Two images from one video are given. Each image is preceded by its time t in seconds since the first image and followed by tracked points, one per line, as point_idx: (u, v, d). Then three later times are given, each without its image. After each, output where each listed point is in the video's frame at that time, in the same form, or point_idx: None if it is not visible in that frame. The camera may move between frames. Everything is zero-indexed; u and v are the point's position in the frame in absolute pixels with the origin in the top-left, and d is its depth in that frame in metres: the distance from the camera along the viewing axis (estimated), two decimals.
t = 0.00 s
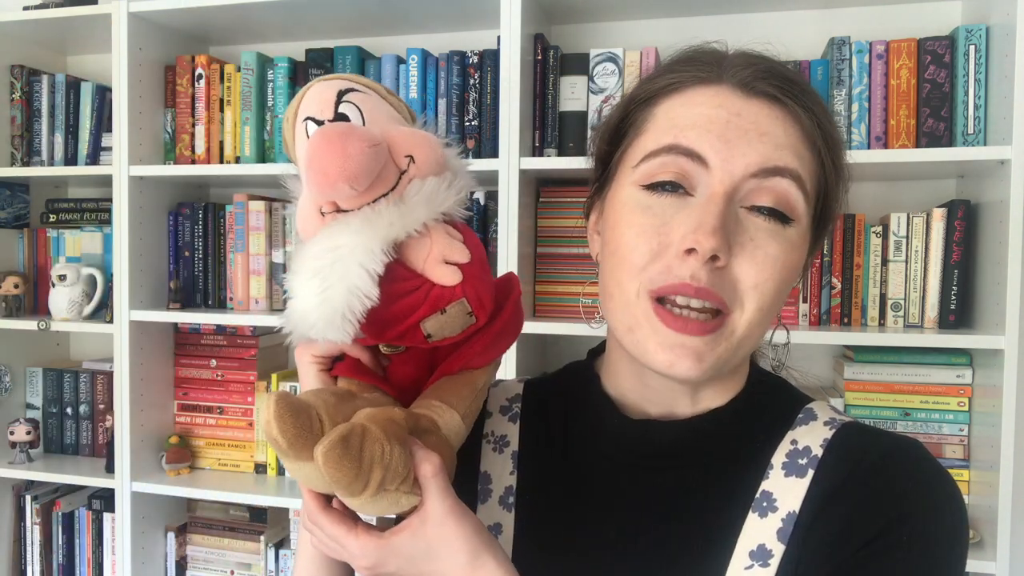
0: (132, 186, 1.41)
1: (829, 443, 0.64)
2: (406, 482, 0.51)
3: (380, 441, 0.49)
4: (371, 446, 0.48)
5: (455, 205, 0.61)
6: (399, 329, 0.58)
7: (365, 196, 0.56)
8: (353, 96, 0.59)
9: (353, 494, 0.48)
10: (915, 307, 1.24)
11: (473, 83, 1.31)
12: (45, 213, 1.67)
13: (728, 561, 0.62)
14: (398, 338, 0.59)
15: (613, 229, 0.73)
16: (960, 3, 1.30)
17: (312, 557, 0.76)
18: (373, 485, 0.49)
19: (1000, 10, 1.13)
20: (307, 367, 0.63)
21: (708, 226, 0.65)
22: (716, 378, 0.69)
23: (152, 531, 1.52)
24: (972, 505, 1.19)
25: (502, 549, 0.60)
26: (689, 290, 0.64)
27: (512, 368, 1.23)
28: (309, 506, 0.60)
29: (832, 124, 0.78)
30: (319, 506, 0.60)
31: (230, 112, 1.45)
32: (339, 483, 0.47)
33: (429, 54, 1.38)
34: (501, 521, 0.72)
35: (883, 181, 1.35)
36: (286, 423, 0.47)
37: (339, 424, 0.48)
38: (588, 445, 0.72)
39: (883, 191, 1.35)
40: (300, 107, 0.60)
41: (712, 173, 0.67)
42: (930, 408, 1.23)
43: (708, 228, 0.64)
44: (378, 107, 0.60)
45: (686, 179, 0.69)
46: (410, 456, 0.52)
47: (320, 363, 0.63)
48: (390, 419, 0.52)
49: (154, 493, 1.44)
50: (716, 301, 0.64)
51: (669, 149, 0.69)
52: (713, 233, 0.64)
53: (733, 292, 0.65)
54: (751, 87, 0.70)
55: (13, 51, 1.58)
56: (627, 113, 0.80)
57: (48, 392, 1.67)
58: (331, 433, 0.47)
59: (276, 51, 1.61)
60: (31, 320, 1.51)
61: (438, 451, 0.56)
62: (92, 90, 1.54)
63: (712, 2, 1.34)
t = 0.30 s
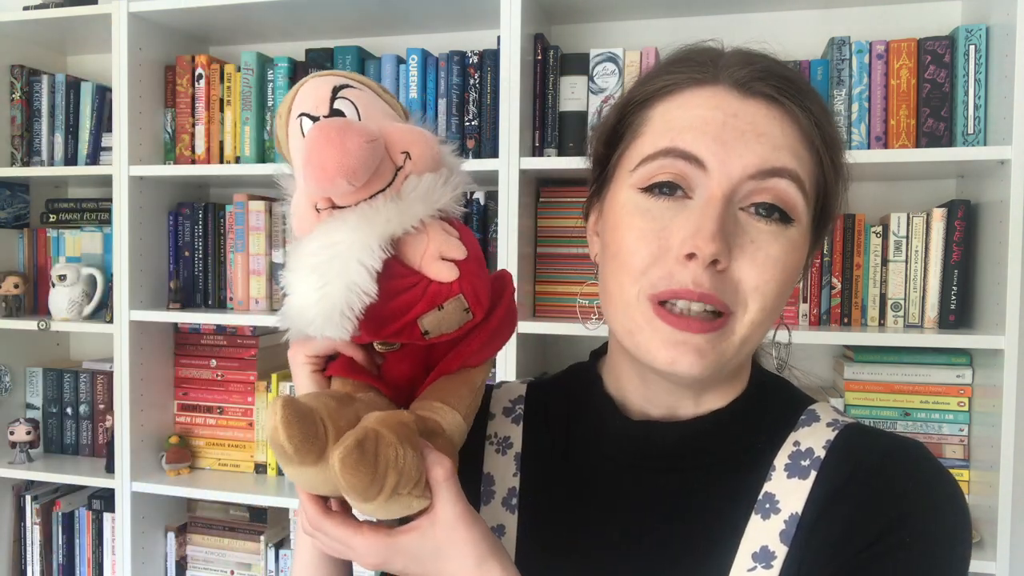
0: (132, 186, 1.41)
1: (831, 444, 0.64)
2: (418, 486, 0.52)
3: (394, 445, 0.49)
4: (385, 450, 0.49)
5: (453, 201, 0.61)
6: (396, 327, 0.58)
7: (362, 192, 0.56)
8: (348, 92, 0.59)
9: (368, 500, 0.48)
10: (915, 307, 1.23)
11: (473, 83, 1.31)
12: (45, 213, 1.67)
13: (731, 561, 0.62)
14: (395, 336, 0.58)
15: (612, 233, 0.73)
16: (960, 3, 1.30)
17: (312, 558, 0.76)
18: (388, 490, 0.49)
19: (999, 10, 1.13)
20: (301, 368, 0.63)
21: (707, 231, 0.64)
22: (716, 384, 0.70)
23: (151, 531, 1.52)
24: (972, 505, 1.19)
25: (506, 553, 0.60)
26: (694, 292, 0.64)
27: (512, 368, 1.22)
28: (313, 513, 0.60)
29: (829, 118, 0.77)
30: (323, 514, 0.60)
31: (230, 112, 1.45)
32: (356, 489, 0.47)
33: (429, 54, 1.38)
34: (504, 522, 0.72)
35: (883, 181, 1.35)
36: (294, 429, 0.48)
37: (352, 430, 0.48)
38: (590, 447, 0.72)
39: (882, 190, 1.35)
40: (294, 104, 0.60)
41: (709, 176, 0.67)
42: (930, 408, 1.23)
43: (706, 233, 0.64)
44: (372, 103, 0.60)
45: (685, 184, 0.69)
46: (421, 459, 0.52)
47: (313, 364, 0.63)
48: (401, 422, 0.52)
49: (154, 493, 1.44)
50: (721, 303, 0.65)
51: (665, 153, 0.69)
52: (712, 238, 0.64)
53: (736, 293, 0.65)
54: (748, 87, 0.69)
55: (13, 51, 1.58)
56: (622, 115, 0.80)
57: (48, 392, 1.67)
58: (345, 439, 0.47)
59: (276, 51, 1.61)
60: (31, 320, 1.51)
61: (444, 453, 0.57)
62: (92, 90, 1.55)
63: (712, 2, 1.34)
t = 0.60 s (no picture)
0: (132, 185, 1.41)
1: (835, 443, 0.64)
2: (417, 518, 0.52)
3: (397, 482, 0.49)
4: (389, 489, 0.48)
5: (452, 208, 0.61)
6: (393, 334, 0.58)
7: (363, 197, 0.56)
8: (348, 92, 0.59)
9: (368, 538, 0.48)
10: (915, 307, 1.23)
11: (473, 83, 1.31)
12: (45, 213, 1.67)
13: (735, 561, 0.62)
14: (391, 343, 0.58)
15: (598, 245, 0.74)
16: (960, 3, 1.30)
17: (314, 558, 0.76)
18: (388, 527, 0.49)
19: (999, 10, 1.13)
20: (290, 372, 0.64)
21: (676, 250, 0.64)
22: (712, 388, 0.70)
23: (151, 531, 1.52)
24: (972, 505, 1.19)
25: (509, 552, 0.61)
26: (668, 305, 0.66)
27: (512, 368, 1.22)
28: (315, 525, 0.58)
29: (822, 112, 0.75)
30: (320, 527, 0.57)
31: (230, 112, 1.45)
32: (358, 532, 0.46)
33: (429, 54, 1.38)
34: (510, 522, 0.73)
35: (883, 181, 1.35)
36: (286, 464, 0.47)
37: (354, 469, 0.48)
38: (593, 447, 0.72)
39: (882, 190, 1.35)
40: (292, 103, 0.60)
41: (682, 197, 0.66)
42: (930, 408, 1.23)
43: (675, 252, 0.64)
44: (373, 104, 0.60)
45: (658, 204, 0.68)
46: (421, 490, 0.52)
47: (302, 367, 0.63)
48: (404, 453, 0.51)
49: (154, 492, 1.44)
50: (698, 314, 0.65)
51: (637, 175, 0.69)
52: (681, 257, 0.64)
53: (713, 305, 0.65)
54: (721, 100, 0.67)
55: (13, 51, 1.58)
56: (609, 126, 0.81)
57: (48, 392, 1.67)
58: (348, 480, 0.47)
59: (276, 51, 1.61)
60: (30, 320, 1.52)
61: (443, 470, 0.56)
62: (93, 91, 1.55)
63: (712, 2, 1.34)
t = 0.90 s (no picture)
0: (132, 186, 1.41)
1: (835, 446, 0.64)
2: (422, 532, 0.51)
3: (402, 496, 0.48)
4: (394, 503, 0.48)
5: (464, 213, 0.61)
6: (399, 339, 0.58)
7: (376, 201, 0.56)
8: (365, 90, 0.59)
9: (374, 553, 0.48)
10: (915, 307, 1.23)
11: (473, 83, 1.31)
12: (45, 213, 1.67)
13: (737, 561, 0.62)
14: (397, 347, 0.58)
15: (598, 240, 0.74)
16: (960, 3, 1.30)
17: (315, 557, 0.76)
18: (394, 542, 0.48)
19: (1000, 10, 1.13)
20: (290, 370, 0.65)
21: (671, 238, 0.64)
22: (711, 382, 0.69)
23: (152, 531, 1.52)
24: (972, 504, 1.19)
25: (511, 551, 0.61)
26: (664, 301, 0.65)
27: (512, 368, 1.22)
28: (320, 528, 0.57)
29: (818, 113, 0.75)
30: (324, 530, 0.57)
31: (230, 112, 1.45)
32: (365, 550, 0.46)
33: (429, 54, 1.38)
34: (511, 522, 0.73)
35: (883, 182, 1.35)
36: (291, 477, 0.47)
37: (358, 485, 0.47)
38: (595, 448, 0.72)
39: (882, 190, 1.35)
40: (306, 100, 0.59)
41: (679, 186, 0.67)
42: (930, 408, 1.23)
43: (670, 240, 0.64)
44: (389, 105, 0.60)
45: (656, 194, 0.69)
46: (425, 502, 0.51)
47: (302, 367, 0.64)
48: (407, 464, 0.51)
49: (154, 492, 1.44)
50: (691, 312, 0.65)
51: (636, 167, 0.70)
52: (676, 244, 0.64)
53: (705, 300, 0.65)
54: (718, 89, 0.68)
55: (13, 51, 1.58)
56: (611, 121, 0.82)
57: (48, 392, 1.67)
58: (353, 498, 0.47)
59: (276, 51, 1.61)
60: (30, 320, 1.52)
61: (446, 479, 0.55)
62: (93, 90, 1.54)
63: (712, 2, 1.34)
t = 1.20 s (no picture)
0: (132, 186, 1.41)
1: (838, 448, 0.64)
2: (434, 524, 0.51)
3: (416, 485, 0.49)
4: (409, 493, 0.48)
5: (476, 212, 0.61)
6: (412, 334, 0.58)
7: (392, 195, 0.56)
8: (381, 89, 0.59)
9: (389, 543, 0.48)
10: (915, 307, 1.24)
11: (473, 83, 1.31)
12: (45, 213, 1.67)
13: (739, 560, 0.62)
14: (409, 342, 0.58)
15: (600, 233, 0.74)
16: (960, 3, 1.30)
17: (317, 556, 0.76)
18: (408, 533, 0.48)
19: (1000, 10, 1.13)
20: (299, 367, 0.66)
21: (682, 212, 0.65)
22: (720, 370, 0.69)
23: (152, 531, 1.52)
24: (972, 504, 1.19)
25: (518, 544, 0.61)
26: (677, 280, 0.64)
27: (512, 368, 1.22)
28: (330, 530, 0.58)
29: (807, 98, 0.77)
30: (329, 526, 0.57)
31: (230, 112, 1.45)
32: (379, 539, 0.46)
33: (430, 54, 1.38)
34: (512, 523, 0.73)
35: (883, 182, 1.35)
36: (306, 466, 0.47)
37: (373, 474, 0.47)
38: (595, 448, 0.72)
39: (883, 190, 1.36)
40: (323, 98, 0.59)
41: (683, 167, 0.67)
42: (930, 407, 1.23)
43: (680, 215, 0.65)
44: (405, 103, 0.60)
45: (660, 177, 0.69)
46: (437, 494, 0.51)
47: (311, 363, 0.66)
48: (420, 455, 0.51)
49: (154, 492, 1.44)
50: (705, 285, 0.64)
51: (640, 155, 0.70)
52: (687, 218, 0.64)
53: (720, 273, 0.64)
54: (712, 75, 0.70)
55: (13, 51, 1.58)
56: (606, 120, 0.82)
57: (48, 392, 1.67)
58: (368, 487, 0.46)
59: (276, 51, 1.61)
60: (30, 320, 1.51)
61: (455, 474, 0.56)
62: (93, 90, 1.54)
63: (711, 2, 1.34)
